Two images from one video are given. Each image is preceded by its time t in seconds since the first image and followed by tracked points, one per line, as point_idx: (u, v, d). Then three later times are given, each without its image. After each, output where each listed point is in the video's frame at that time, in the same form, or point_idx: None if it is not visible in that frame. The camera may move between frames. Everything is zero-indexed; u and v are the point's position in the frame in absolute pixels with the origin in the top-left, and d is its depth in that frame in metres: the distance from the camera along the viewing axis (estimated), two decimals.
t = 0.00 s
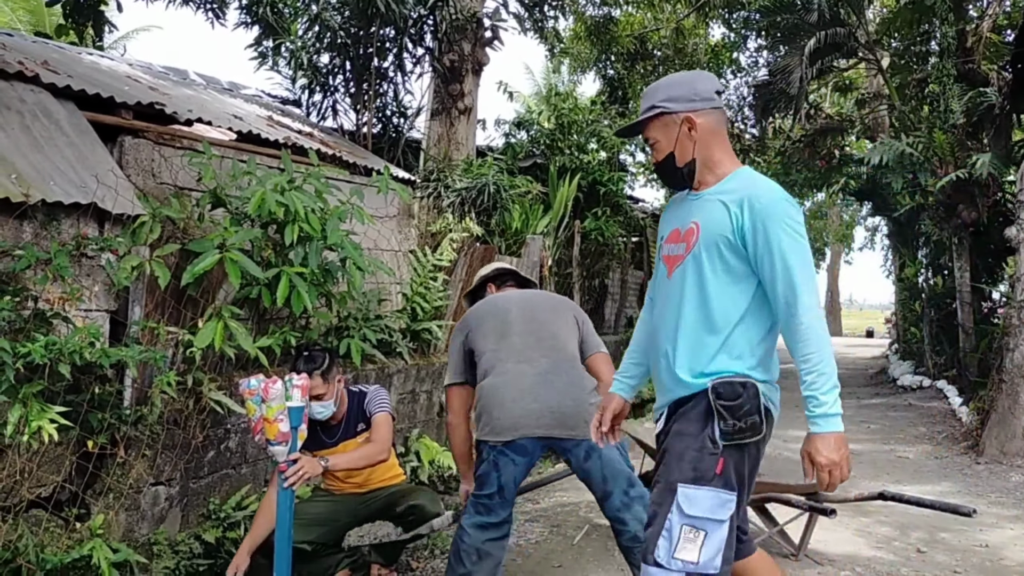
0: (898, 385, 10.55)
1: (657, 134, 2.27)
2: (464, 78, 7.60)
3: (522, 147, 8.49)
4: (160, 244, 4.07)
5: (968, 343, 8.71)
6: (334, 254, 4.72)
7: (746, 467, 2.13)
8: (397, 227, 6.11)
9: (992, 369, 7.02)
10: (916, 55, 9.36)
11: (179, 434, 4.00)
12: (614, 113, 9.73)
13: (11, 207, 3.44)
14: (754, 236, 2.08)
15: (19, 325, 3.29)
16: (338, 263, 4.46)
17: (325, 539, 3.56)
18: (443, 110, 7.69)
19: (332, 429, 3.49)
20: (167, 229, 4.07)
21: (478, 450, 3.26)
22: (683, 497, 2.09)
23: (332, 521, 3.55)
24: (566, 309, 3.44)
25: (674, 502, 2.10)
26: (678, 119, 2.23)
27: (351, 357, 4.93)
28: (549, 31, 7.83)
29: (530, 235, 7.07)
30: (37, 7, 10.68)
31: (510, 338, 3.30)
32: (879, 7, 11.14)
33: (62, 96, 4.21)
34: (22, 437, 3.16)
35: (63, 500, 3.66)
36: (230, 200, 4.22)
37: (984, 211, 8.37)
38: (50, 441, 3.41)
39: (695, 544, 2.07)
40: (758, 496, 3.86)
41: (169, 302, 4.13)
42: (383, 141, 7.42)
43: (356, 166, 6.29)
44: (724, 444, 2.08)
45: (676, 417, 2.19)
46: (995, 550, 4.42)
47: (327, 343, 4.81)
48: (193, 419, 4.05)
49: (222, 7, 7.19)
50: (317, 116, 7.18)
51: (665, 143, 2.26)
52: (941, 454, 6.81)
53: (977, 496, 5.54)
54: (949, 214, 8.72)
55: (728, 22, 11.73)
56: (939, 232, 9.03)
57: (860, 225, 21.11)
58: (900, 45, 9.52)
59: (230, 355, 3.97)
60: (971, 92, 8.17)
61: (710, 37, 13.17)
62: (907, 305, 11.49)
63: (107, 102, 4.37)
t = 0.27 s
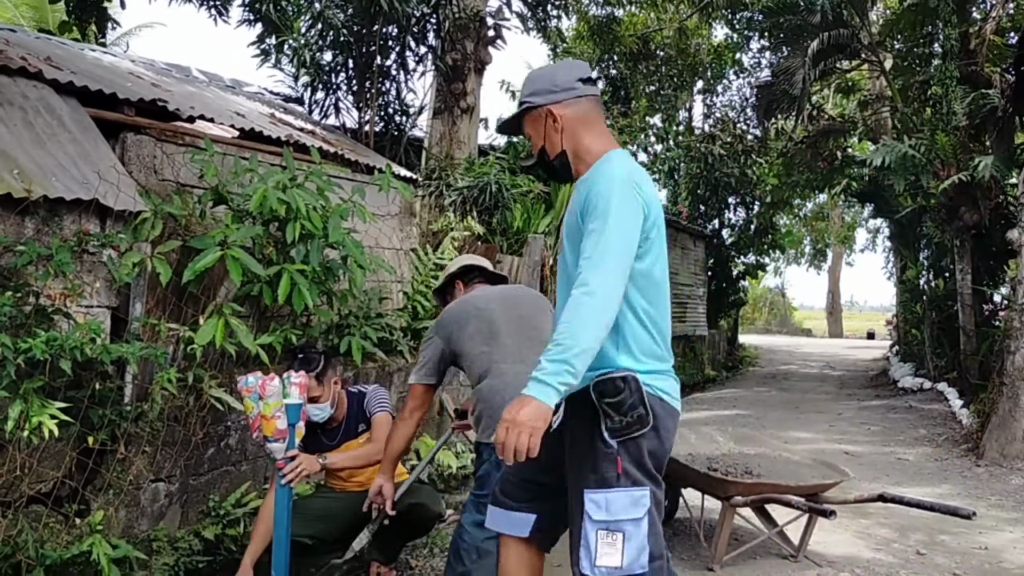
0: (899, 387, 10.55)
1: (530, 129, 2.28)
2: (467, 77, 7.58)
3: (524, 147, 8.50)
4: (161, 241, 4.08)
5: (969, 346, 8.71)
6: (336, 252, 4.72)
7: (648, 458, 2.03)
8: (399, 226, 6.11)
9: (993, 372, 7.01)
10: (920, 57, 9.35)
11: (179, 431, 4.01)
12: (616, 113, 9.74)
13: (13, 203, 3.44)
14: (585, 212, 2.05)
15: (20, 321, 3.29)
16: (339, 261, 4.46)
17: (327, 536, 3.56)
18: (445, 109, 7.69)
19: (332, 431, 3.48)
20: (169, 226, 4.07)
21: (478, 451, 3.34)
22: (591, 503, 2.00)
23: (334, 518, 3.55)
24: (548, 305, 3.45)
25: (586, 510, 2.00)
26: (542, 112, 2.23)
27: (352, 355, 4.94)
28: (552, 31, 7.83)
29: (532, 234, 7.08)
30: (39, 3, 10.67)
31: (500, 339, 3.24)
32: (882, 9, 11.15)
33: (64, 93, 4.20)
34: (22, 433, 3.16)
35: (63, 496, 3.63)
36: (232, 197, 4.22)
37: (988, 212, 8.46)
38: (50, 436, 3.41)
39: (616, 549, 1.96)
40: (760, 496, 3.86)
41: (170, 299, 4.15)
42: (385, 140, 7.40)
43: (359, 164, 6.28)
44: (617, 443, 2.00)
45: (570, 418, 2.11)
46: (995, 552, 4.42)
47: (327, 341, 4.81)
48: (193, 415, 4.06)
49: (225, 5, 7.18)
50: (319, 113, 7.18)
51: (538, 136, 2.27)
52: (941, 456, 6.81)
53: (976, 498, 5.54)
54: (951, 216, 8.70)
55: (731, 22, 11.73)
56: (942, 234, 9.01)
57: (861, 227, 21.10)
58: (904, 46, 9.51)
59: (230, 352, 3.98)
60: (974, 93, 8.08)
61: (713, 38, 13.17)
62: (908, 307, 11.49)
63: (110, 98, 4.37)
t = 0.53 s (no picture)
0: (899, 389, 10.55)
1: (422, 128, 2.55)
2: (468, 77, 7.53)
3: (526, 147, 8.50)
4: (162, 239, 4.08)
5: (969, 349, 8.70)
6: (337, 251, 4.72)
7: (511, 449, 2.28)
8: (399, 225, 6.12)
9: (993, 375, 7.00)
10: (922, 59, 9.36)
11: (178, 429, 4.02)
12: (618, 114, 9.75)
13: (14, 199, 3.45)
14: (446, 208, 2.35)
15: (20, 317, 3.29)
16: (340, 260, 4.46)
17: (326, 532, 3.54)
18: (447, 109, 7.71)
19: (331, 431, 3.47)
20: (170, 224, 4.07)
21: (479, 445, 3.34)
22: (457, 491, 2.27)
23: (334, 515, 3.55)
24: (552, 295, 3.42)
25: (454, 498, 2.27)
26: (428, 113, 2.50)
27: (352, 354, 4.94)
28: (554, 31, 7.84)
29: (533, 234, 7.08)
30: None
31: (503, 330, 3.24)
32: (884, 11, 11.17)
33: (66, 90, 4.21)
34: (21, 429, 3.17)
35: (62, 493, 3.64)
36: (233, 195, 4.21)
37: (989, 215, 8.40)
38: (49, 433, 3.41)
39: (481, 535, 2.24)
40: (758, 497, 3.86)
41: (171, 297, 4.16)
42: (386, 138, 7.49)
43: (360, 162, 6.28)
44: (477, 433, 2.26)
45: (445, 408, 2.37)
46: (994, 555, 4.42)
47: (327, 340, 4.82)
48: (193, 413, 4.06)
49: (227, 3, 7.19)
50: (321, 112, 7.19)
51: (428, 135, 2.54)
52: (941, 459, 6.81)
53: (975, 501, 5.54)
54: (952, 219, 8.70)
55: (733, 24, 11.74)
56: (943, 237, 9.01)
57: (863, 229, 21.11)
58: (906, 48, 9.50)
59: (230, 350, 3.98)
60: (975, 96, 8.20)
61: (716, 40, 13.18)
62: (908, 309, 11.49)
63: (112, 95, 4.38)
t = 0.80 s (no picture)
0: (897, 390, 10.54)
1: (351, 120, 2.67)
2: (467, 77, 7.53)
3: (524, 147, 8.50)
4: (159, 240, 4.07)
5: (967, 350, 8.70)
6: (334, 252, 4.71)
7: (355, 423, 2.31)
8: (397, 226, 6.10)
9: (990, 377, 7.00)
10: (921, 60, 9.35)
11: (175, 431, 4.01)
12: (617, 115, 9.75)
13: (11, 201, 3.44)
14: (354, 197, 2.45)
15: (16, 320, 3.29)
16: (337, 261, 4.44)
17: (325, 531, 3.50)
18: (445, 110, 7.73)
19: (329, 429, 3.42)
20: (167, 225, 4.06)
21: (488, 440, 3.40)
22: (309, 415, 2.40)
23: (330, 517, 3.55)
24: (573, 276, 3.38)
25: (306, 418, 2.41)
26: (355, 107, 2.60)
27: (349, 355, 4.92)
28: (553, 32, 7.84)
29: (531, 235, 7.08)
30: None
31: (519, 324, 3.38)
32: (884, 12, 11.17)
33: (63, 91, 4.20)
34: (17, 432, 3.17)
35: (58, 495, 3.64)
36: (231, 196, 4.19)
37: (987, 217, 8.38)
38: (46, 435, 3.41)
39: (288, 455, 2.37)
40: (756, 500, 3.85)
41: (167, 299, 4.14)
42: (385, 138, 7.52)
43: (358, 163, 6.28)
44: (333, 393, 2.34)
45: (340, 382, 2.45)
46: (991, 558, 4.41)
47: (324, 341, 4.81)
48: (189, 415, 4.05)
49: (226, 3, 7.18)
50: (319, 112, 7.18)
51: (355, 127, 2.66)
52: (939, 461, 6.80)
53: (972, 503, 5.54)
54: (950, 220, 8.69)
55: (732, 24, 11.74)
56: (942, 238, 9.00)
57: (862, 230, 21.12)
58: (905, 49, 9.49)
59: (227, 353, 3.96)
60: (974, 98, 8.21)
61: (715, 40, 13.17)
62: (907, 310, 11.49)
63: (109, 97, 4.38)
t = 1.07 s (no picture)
0: (894, 392, 10.55)
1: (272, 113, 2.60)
2: (464, 79, 7.67)
3: (521, 149, 8.55)
4: (154, 242, 4.01)
5: (963, 352, 8.71)
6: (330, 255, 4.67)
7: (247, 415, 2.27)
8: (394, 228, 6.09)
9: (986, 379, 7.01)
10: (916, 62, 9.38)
11: (171, 433, 4.00)
12: (614, 117, 9.78)
13: (6, 204, 3.43)
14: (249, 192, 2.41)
15: (11, 323, 3.28)
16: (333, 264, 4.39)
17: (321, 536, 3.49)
18: (442, 111, 7.79)
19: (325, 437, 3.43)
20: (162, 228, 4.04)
21: (503, 438, 3.41)
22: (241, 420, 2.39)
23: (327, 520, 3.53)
24: (590, 279, 3.39)
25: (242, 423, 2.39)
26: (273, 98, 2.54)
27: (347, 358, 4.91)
28: (550, 33, 7.85)
29: (528, 237, 7.08)
30: (38, 1, 10.65)
31: (543, 326, 3.50)
32: (880, 14, 11.21)
33: (58, 93, 4.19)
34: (12, 435, 3.16)
35: (54, 498, 3.62)
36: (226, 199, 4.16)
37: (983, 218, 8.38)
38: (41, 438, 3.40)
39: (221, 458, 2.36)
40: (752, 503, 3.85)
41: (164, 301, 4.07)
42: (382, 140, 7.54)
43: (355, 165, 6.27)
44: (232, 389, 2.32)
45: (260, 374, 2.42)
46: (986, 560, 4.42)
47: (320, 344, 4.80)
48: (185, 418, 4.03)
49: (223, 5, 7.18)
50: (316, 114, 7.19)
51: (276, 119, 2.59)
52: (935, 462, 6.82)
53: (968, 505, 5.55)
54: (946, 223, 8.70)
55: (729, 26, 11.76)
56: (938, 240, 9.02)
57: (858, 231, 21.18)
58: (901, 51, 9.50)
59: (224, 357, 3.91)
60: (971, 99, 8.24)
61: (712, 42, 13.18)
62: (903, 312, 11.50)
63: (105, 99, 4.36)
